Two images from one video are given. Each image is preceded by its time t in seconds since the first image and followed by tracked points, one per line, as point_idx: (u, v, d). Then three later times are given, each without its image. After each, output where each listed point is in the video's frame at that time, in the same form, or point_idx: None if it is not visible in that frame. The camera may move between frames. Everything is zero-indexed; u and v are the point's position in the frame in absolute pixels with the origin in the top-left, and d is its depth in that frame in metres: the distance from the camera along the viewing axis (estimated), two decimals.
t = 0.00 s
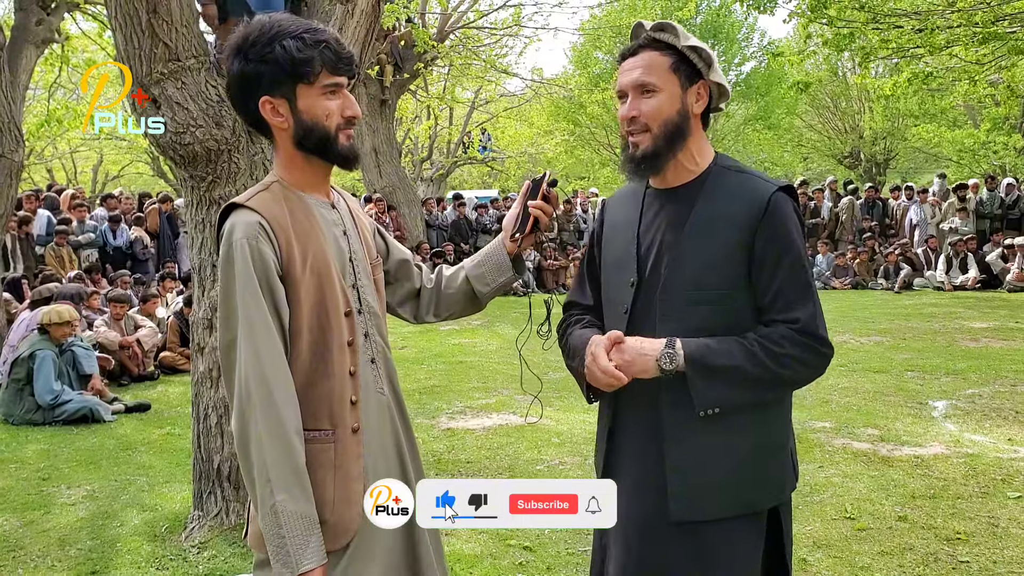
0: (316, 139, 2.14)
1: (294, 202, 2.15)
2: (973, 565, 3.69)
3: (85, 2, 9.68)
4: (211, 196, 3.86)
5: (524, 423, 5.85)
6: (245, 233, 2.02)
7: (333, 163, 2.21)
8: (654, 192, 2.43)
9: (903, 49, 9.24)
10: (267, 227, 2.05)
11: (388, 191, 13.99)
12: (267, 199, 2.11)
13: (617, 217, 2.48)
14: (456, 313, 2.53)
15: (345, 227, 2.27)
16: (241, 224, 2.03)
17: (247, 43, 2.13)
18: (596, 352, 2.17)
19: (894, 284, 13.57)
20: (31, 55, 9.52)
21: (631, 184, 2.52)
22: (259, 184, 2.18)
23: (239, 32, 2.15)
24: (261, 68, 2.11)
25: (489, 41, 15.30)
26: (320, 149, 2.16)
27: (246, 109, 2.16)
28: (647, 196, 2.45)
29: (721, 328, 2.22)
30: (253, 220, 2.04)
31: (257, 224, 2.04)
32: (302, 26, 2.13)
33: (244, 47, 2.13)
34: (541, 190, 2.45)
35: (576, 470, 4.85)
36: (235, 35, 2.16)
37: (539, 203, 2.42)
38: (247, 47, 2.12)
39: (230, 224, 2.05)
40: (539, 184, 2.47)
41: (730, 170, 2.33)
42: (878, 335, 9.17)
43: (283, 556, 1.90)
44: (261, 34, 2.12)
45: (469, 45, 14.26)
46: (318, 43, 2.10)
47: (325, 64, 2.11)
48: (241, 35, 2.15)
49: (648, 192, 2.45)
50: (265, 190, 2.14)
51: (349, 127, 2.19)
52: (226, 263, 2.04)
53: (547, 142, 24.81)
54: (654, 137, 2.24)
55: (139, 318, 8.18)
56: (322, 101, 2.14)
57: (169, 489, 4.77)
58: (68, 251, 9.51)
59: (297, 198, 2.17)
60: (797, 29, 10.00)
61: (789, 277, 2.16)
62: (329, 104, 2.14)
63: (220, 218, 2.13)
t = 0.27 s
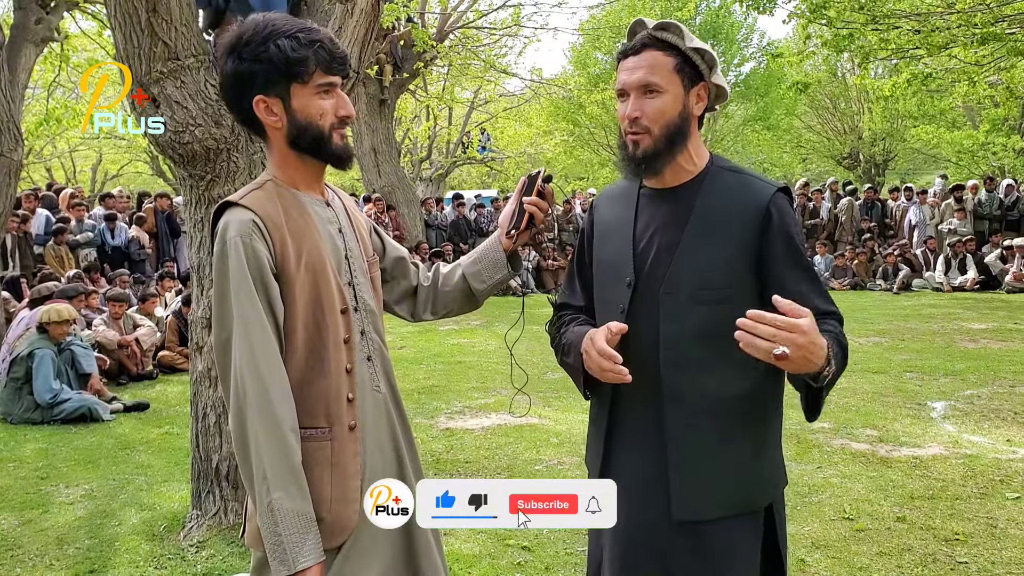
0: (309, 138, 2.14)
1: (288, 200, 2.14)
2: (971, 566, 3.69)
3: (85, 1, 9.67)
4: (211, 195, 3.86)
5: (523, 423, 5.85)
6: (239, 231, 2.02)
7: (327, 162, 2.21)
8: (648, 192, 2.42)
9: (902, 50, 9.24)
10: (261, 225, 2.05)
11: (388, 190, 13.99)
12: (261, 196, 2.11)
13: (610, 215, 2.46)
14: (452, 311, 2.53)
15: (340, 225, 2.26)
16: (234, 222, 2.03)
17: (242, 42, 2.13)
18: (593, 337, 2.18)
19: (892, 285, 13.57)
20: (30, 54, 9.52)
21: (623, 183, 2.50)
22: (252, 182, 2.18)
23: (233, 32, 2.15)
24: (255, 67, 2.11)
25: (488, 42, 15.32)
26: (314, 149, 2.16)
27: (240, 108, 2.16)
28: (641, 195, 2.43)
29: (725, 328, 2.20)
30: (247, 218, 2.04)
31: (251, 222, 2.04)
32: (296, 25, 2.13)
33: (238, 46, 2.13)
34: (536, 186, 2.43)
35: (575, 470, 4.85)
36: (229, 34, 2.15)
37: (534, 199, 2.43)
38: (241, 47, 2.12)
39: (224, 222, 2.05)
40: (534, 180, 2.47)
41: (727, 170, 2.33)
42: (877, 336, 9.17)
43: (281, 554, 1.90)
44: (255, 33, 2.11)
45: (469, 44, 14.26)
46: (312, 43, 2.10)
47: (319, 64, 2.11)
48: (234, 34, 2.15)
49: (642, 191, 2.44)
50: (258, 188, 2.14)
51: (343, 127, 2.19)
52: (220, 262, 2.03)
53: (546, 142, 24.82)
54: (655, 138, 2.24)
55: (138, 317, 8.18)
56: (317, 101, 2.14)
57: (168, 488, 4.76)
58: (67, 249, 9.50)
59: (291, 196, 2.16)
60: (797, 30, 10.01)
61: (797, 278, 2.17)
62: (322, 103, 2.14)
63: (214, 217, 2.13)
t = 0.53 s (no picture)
0: (309, 140, 2.15)
1: (287, 201, 2.15)
2: (971, 568, 3.70)
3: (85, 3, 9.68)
4: (212, 197, 3.87)
5: (523, 425, 5.85)
6: (238, 232, 2.02)
7: (326, 164, 2.22)
8: (646, 195, 2.42)
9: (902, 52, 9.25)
10: (260, 226, 2.06)
11: (388, 192, 14.00)
12: (260, 198, 2.12)
13: (608, 217, 2.46)
14: (453, 311, 2.54)
15: (339, 226, 2.27)
16: (234, 223, 2.04)
17: (241, 45, 2.13)
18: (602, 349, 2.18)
19: (892, 287, 13.59)
20: (31, 56, 9.53)
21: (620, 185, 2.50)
22: (252, 184, 2.18)
23: (232, 34, 2.15)
24: (255, 70, 2.11)
25: (488, 44, 15.32)
26: (313, 151, 2.17)
27: (239, 110, 2.17)
28: (638, 198, 2.43)
29: (726, 330, 2.21)
30: (246, 219, 2.05)
31: (250, 224, 2.04)
32: (296, 28, 2.14)
33: (237, 49, 2.13)
34: (536, 187, 2.43)
35: (575, 472, 4.86)
36: (227, 37, 2.16)
37: (534, 199, 2.43)
38: (240, 50, 2.13)
39: (223, 224, 2.05)
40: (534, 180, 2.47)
41: (727, 174, 2.34)
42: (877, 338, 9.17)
43: (282, 553, 1.90)
44: (254, 36, 2.12)
45: (468, 47, 14.26)
46: (311, 46, 2.11)
47: (319, 67, 2.12)
48: (233, 37, 2.15)
49: (640, 193, 2.44)
50: (257, 190, 2.15)
51: (342, 130, 2.20)
52: (220, 263, 2.04)
53: (546, 144, 24.84)
54: (655, 143, 2.25)
55: (138, 319, 8.18)
56: (316, 104, 2.14)
57: (169, 490, 4.77)
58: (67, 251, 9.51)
59: (290, 197, 2.17)
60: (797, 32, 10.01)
61: (800, 281, 2.18)
62: (322, 106, 2.15)
63: (213, 218, 2.13)
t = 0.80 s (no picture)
0: (309, 140, 2.15)
1: (286, 200, 2.15)
2: (971, 568, 3.70)
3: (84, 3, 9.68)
4: (211, 197, 3.87)
5: (523, 426, 5.85)
6: (237, 231, 2.02)
7: (326, 164, 2.22)
8: (647, 195, 2.43)
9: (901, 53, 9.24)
10: (259, 225, 2.05)
11: (387, 192, 13.99)
12: (259, 197, 2.11)
13: (609, 217, 2.46)
14: (452, 311, 2.54)
15: (339, 225, 2.27)
16: (232, 223, 2.04)
17: (241, 45, 2.12)
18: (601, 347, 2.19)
19: (892, 287, 13.62)
20: (30, 56, 9.52)
21: (621, 186, 2.51)
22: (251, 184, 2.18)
23: (232, 34, 2.14)
24: (256, 69, 2.11)
25: (487, 44, 15.32)
26: (314, 151, 2.17)
27: (239, 110, 2.16)
28: (640, 198, 2.44)
29: (727, 329, 2.20)
30: (245, 218, 2.05)
31: (249, 223, 2.04)
32: (297, 28, 2.14)
33: (238, 49, 2.13)
34: (533, 185, 2.44)
35: (575, 472, 4.86)
36: (227, 37, 2.15)
37: (533, 198, 2.43)
38: (241, 49, 2.12)
39: (222, 223, 2.05)
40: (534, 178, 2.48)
41: (728, 174, 2.34)
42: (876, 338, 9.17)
43: (281, 553, 1.90)
44: (255, 35, 2.11)
45: (467, 47, 14.27)
46: (313, 46, 2.11)
47: (320, 66, 2.12)
48: (233, 36, 2.15)
49: (641, 194, 2.44)
50: (256, 189, 2.14)
51: (342, 129, 2.20)
52: (219, 262, 2.04)
53: (545, 145, 24.85)
54: (654, 140, 2.25)
55: (137, 320, 8.17)
56: (316, 103, 2.14)
57: (168, 490, 4.77)
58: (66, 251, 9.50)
59: (289, 196, 2.16)
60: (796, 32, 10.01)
61: (800, 279, 2.16)
62: (322, 106, 2.15)
63: (212, 217, 2.13)
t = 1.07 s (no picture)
0: (311, 141, 2.15)
1: (286, 200, 2.15)
2: (970, 568, 3.70)
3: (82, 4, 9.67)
4: (210, 198, 3.87)
5: (522, 426, 5.85)
6: (237, 231, 2.02)
7: (326, 164, 2.22)
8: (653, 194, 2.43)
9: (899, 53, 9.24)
10: (259, 225, 2.05)
11: (386, 193, 13.99)
12: (259, 197, 2.11)
13: (614, 217, 2.47)
14: (451, 311, 2.53)
15: (338, 225, 2.27)
16: (233, 223, 2.04)
17: (243, 45, 2.12)
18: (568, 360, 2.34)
19: (891, 287, 13.69)
20: (28, 56, 9.51)
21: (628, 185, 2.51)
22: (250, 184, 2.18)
23: (233, 34, 2.14)
24: (258, 70, 2.11)
25: (486, 45, 15.32)
26: (315, 152, 2.17)
27: (241, 111, 2.16)
28: (645, 197, 2.45)
29: (730, 328, 2.20)
30: (245, 219, 2.04)
31: (249, 223, 2.04)
32: (298, 29, 2.14)
33: (239, 49, 2.12)
34: (532, 185, 2.44)
35: (574, 472, 4.86)
36: (228, 37, 2.15)
37: (531, 198, 2.43)
38: (243, 50, 2.12)
39: (222, 224, 2.05)
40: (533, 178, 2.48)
41: (733, 173, 2.34)
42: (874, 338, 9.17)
43: (284, 552, 1.90)
44: (256, 36, 2.11)
45: (465, 48, 14.27)
46: (315, 46, 2.12)
47: (322, 67, 2.12)
48: (233, 37, 2.14)
49: (647, 192, 2.45)
50: (256, 190, 2.14)
51: (343, 130, 2.21)
52: (219, 262, 2.04)
53: (543, 146, 24.86)
54: (652, 138, 2.26)
55: (136, 321, 8.15)
56: (317, 104, 2.15)
57: (166, 491, 4.76)
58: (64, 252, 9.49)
59: (289, 197, 2.16)
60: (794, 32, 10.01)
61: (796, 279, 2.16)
62: (323, 107, 2.15)
63: (212, 218, 2.13)
